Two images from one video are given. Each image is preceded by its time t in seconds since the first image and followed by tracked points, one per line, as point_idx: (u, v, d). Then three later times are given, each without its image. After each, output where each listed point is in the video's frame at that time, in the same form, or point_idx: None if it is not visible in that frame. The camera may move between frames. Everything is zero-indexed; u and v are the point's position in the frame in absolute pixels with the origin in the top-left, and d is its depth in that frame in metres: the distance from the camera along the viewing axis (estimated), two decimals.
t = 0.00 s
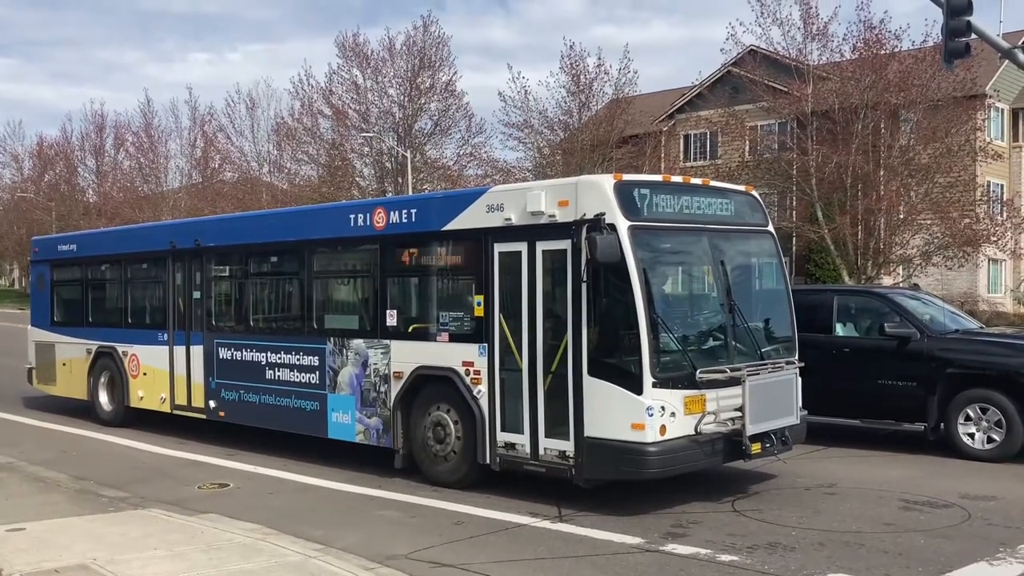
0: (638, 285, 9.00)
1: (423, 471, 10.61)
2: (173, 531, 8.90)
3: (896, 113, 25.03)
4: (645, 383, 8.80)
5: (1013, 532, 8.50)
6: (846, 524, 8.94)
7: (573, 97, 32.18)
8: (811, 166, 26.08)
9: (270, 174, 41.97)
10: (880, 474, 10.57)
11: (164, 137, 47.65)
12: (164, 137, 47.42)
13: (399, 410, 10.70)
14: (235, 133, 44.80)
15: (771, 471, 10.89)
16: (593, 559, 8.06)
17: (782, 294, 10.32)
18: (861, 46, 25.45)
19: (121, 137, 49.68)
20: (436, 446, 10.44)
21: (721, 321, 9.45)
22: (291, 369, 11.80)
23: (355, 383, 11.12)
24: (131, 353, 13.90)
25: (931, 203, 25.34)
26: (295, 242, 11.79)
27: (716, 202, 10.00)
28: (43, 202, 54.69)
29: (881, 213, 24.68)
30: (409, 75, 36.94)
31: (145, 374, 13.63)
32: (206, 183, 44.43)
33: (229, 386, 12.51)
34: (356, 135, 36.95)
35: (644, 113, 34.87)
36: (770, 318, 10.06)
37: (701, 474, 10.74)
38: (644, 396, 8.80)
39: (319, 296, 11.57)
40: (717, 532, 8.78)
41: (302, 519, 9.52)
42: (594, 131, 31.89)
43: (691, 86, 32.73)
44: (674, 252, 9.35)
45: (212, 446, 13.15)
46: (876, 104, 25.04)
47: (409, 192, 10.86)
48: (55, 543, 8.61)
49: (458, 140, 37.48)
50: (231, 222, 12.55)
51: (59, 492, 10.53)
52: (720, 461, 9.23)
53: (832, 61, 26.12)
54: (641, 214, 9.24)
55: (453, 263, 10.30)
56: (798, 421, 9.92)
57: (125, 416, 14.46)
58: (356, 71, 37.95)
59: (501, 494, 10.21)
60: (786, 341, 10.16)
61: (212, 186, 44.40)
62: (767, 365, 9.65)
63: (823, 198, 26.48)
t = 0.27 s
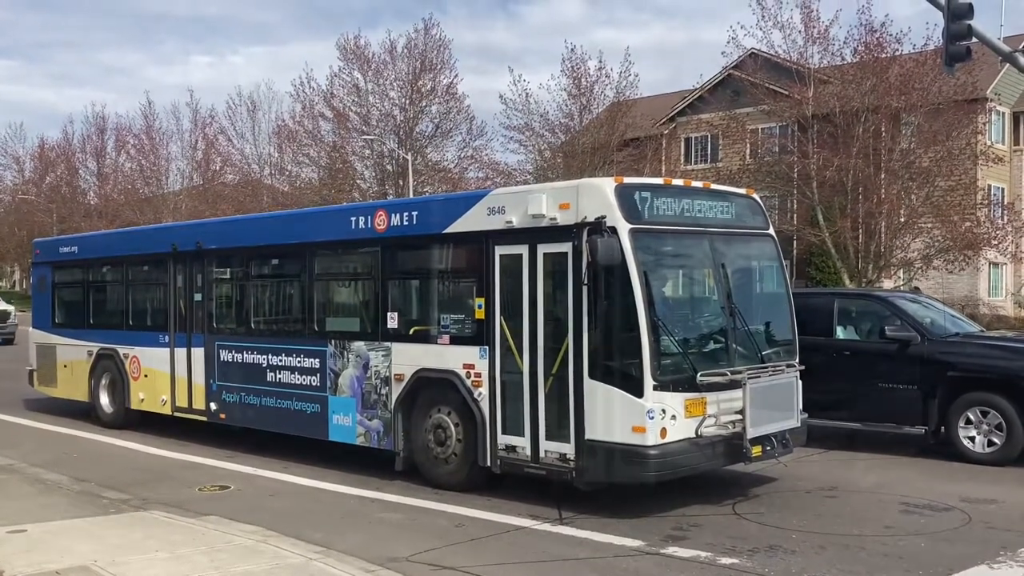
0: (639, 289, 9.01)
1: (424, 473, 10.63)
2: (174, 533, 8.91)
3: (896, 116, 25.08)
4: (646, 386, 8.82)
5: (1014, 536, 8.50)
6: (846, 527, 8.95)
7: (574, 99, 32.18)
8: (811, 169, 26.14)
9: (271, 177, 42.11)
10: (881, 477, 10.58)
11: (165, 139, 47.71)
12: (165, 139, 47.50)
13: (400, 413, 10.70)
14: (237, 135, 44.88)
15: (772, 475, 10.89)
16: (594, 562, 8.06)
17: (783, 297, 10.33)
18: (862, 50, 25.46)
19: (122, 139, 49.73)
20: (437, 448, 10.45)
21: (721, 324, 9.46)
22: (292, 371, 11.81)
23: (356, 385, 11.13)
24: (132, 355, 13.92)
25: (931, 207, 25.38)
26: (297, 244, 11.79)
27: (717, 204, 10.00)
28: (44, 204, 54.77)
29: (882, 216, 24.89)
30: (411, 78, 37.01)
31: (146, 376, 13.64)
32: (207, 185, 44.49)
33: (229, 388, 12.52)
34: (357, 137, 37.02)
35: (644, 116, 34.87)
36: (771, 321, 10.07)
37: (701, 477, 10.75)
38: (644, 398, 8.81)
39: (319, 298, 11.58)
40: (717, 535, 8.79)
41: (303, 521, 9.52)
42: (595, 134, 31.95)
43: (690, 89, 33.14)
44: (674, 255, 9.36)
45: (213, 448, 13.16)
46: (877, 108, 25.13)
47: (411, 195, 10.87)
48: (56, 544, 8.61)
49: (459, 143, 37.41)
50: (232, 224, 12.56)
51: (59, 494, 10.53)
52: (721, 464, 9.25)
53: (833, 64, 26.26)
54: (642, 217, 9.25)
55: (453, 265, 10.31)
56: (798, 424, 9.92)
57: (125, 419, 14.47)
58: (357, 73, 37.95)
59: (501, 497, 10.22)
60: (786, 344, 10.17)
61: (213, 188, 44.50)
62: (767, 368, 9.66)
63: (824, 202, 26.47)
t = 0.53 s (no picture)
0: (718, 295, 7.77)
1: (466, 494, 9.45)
2: (186, 560, 7.78)
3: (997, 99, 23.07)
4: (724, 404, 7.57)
5: None
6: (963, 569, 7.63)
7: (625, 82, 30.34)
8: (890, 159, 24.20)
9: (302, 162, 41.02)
10: (987, 512, 9.23)
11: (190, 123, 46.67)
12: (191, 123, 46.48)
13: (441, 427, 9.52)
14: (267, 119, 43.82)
15: (859, 506, 9.57)
16: None
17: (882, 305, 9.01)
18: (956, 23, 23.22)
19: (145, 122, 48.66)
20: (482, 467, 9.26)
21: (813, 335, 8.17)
22: (321, 377, 10.67)
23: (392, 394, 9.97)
24: (145, 359, 12.87)
25: None
26: (329, 238, 10.65)
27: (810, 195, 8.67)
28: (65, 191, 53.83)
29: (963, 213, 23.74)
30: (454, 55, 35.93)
31: (161, 381, 12.59)
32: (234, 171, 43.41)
33: (252, 395, 11.42)
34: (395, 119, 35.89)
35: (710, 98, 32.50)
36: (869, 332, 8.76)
37: (779, 508, 9.45)
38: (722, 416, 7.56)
39: (353, 299, 10.44)
40: None
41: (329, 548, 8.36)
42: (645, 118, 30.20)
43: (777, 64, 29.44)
44: (758, 254, 8.09)
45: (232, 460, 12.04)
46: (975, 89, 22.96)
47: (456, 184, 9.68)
48: (52, 571, 7.50)
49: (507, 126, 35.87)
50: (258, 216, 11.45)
51: (62, 510, 9.43)
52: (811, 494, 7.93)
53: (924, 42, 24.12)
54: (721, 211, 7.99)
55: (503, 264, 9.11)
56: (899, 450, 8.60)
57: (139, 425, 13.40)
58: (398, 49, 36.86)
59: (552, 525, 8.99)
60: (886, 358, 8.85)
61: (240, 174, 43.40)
62: (865, 385, 8.37)
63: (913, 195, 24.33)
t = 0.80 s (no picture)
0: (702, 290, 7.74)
1: (450, 494, 9.40)
2: (168, 562, 7.71)
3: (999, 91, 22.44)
4: (707, 401, 7.55)
5: None
6: (944, 565, 7.67)
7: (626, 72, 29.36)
8: (875, 155, 24.12)
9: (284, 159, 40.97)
10: (969, 508, 9.29)
11: (165, 118, 46.24)
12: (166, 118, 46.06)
13: (425, 428, 9.47)
14: (244, 113, 43.53)
15: (842, 502, 9.61)
16: None
17: (866, 300, 9.02)
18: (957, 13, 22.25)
19: (116, 115, 48.06)
20: (465, 467, 9.22)
21: (796, 330, 8.16)
22: (304, 378, 10.59)
23: (375, 395, 9.91)
24: (125, 359, 12.75)
25: None
26: (310, 235, 10.56)
27: (791, 192, 8.70)
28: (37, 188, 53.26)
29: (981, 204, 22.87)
30: (439, 47, 35.88)
31: (141, 383, 12.47)
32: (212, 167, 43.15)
33: (233, 395, 11.33)
34: (379, 113, 35.78)
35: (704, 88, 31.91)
36: (852, 327, 8.77)
37: (763, 506, 9.48)
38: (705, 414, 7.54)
39: (334, 296, 10.35)
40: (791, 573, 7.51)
41: (312, 549, 8.31)
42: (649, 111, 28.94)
43: (759, 61, 30.13)
44: (742, 250, 8.07)
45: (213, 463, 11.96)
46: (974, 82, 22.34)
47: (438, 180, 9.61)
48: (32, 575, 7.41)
49: (493, 121, 36.09)
50: (238, 214, 11.34)
51: (41, 514, 9.33)
52: (795, 491, 7.95)
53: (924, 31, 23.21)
54: (705, 206, 7.96)
55: (486, 262, 9.07)
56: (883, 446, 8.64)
57: (119, 428, 13.30)
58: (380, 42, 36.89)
59: (537, 525, 8.98)
60: (869, 352, 8.87)
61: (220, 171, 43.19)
62: (849, 381, 8.37)
63: (912, 188, 24.06)
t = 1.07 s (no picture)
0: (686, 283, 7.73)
1: (435, 490, 9.37)
2: (153, 561, 7.64)
3: (977, 84, 22.60)
4: (693, 395, 7.55)
5: None
6: (928, 557, 7.69)
7: (607, 65, 29.24)
8: (856, 149, 24.27)
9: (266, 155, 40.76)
10: (953, 500, 9.32)
11: (143, 114, 45.84)
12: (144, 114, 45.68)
13: (410, 424, 9.44)
14: (224, 109, 43.24)
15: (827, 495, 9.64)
16: None
17: (850, 293, 9.04)
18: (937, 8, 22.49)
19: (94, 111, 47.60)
20: (451, 463, 9.19)
21: (780, 324, 8.17)
22: (287, 375, 10.53)
23: (360, 391, 9.87)
24: (107, 357, 12.64)
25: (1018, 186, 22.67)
26: (293, 231, 10.49)
27: (774, 185, 8.71)
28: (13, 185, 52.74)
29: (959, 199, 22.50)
30: (420, 42, 35.64)
31: (122, 381, 12.37)
32: (193, 163, 42.90)
33: (217, 393, 11.25)
34: (360, 108, 35.63)
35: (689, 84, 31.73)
36: (836, 320, 8.79)
37: (749, 499, 9.50)
38: (690, 408, 7.54)
39: (318, 293, 10.29)
40: (776, 565, 7.52)
41: (297, 547, 8.25)
42: (631, 104, 28.96)
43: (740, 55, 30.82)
44: (726, 243, 8.07)
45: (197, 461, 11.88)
46: (955, 75, 22.43)
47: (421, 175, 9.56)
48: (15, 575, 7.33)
49: (474, 116, 36.06)
50: (219, 210, 11.25)
51: (23, 514, 9.23)
52: (780, 484, 7.97)
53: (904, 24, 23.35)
54: (689, 200, 7.96)
55: (470, 257, 9.03)
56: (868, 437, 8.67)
57: (101, 427, 13.19)
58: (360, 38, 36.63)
59: (523, 520, 8.96)
60: (853, 345, 8.89)
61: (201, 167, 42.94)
62: (834, 374, 8.39)
63: (893, 182, 23.99)
